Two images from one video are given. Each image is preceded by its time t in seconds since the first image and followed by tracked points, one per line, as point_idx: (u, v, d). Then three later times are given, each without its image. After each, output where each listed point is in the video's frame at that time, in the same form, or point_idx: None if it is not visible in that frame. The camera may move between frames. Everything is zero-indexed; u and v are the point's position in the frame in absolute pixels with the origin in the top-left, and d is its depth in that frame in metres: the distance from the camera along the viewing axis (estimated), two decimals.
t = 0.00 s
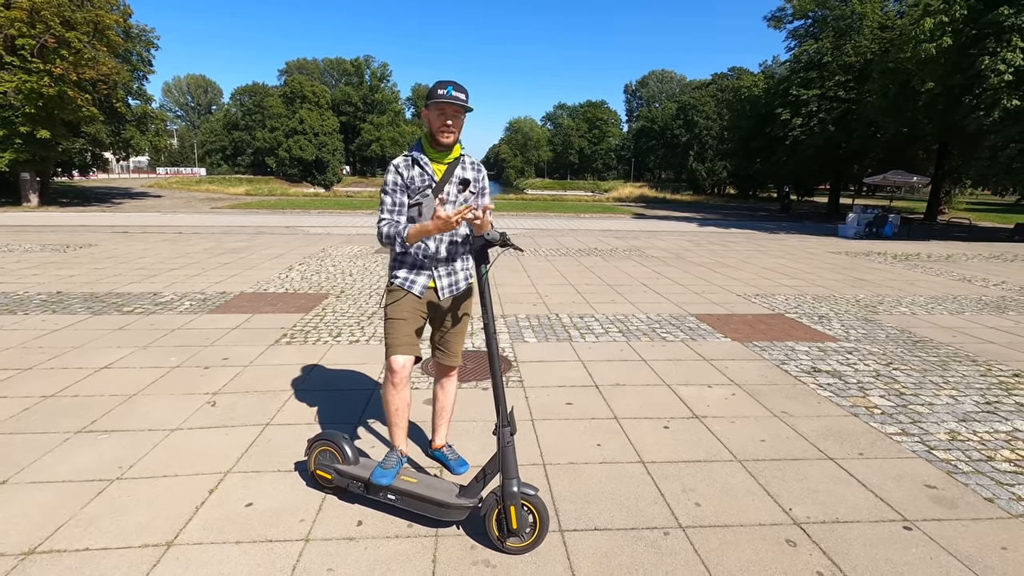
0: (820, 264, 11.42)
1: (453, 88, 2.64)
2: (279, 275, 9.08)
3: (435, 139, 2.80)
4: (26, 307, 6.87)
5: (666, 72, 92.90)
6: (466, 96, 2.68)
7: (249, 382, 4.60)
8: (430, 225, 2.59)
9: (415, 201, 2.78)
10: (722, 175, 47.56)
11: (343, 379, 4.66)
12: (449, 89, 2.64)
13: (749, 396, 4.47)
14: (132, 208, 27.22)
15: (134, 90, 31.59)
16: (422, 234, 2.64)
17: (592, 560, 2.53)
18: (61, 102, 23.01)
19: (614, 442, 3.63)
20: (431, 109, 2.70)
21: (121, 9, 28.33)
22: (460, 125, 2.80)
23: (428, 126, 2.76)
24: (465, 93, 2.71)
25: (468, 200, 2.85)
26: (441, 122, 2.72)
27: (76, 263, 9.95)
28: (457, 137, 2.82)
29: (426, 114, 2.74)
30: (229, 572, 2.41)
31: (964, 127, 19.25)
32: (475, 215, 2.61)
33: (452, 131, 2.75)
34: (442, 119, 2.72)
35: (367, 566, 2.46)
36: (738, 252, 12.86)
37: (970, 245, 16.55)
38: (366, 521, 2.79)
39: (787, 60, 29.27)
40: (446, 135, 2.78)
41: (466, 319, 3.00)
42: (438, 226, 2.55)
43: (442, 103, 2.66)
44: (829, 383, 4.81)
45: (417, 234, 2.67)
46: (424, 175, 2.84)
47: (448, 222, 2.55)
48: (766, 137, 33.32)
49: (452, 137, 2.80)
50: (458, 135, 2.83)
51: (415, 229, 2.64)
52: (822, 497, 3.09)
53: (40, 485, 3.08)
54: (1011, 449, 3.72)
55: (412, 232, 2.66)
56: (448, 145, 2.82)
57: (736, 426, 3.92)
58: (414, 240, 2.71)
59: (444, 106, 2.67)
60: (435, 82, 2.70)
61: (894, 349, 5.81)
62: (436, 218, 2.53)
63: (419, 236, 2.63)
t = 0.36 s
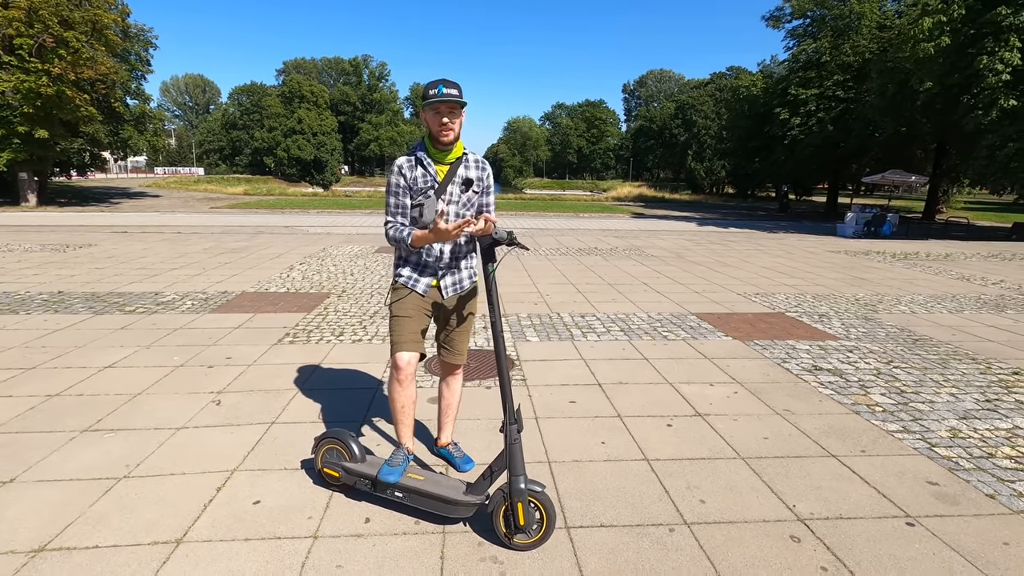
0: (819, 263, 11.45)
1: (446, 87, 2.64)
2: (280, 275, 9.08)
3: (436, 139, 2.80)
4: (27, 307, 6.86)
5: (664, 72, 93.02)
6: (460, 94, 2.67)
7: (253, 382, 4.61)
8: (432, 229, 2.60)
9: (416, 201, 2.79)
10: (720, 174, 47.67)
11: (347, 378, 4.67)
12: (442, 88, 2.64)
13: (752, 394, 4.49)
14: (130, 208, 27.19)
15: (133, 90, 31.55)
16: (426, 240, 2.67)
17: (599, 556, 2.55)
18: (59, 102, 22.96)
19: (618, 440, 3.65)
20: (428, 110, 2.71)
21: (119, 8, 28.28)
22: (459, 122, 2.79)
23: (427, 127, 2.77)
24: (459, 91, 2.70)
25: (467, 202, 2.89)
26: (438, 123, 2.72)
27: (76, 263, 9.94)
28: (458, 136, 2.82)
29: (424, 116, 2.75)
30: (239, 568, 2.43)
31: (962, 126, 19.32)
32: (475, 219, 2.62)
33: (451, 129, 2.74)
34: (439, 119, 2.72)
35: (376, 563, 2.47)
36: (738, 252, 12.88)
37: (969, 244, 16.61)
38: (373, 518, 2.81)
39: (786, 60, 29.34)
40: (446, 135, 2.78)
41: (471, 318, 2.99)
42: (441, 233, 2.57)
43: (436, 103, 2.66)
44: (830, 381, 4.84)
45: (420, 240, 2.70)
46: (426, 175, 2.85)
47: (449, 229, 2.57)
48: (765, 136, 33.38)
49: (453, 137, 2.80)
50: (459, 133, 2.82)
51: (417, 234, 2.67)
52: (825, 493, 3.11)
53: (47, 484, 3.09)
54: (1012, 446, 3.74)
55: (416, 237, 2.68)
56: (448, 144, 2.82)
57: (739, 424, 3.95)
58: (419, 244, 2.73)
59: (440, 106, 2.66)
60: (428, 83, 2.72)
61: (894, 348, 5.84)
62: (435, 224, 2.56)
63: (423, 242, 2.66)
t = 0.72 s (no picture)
0: (820, 262, 11.48)
1: (455, 88, 2.65)
2: (282, 274, 9.09)
3: (444, 139, 2.82)
4: (30, 307, 6.85)
5: (663, 71, 93.08)
6: (469, 94, 2.69)
7: (258, 381, 4.62)
8: (439, 229, 2.62)
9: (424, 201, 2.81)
10: (719, 174, 47.69)
11: (352, 377, 4.70)
12: (451, 88, 2.65)
13: (755, 392, 4.51)
14: (129, 208, 27.17)
15: (131, 90, 31.52)
16: (432, 240, 2.69)
17: (606, 552, 2.57)
18: (57, 102, 22.92)
19: (623, 438, 3.67)
20: (437, 109, 2.72)
21: (117, 8, 28.25)
22: (467, 122, 2.80)
23: (435, 127, 2.79)
24: (468, 91, 2.72)
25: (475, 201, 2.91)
26: (447, 122, 2.74)
27: (77, 263, 9.94)
28: (467, 135, 2.83)
29: (432, 116, 2.77)
30: (250, 566, 2.45)
31: (960, 125, 19.37)
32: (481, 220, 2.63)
33: (460, 130, 2.76)
34: (447, 119, 2.74)
35: (386, 560, 2.49)
36: (738, 251, 12.91)
37: (967, 243, 16.66)
38: (382, 516, 2.83)
39: (784, 59, 29.40)
40: (455, 134, 2.79)
41: (477, 317, 3.01)
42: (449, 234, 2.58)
43: (447, 103, 2.68)
44: (833, 379, 4.86)
45: (427, 240, 2.71)
46: (434, 174, 2.87)
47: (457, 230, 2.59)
48: (763, 136, 33.45)
49: (462, 137, 2.81)
50: (467, 133, 2.83)
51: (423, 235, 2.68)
52: (830, 491, 3.13)
53: (56, 482, 3.11)
54: (1014, 443, 3.77)
55: (424, 238, 2.69)
56: (456, 143, 2.83)
57: (742, 422, 3.97)
58: (427, 244, 2.74)
59: (448, 107, 2.68)
60: (438, 83, 2.73)
61: (895, 347, 5.87)
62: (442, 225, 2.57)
63: (430, 242, 2.68)
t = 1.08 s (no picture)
0: (817, 262, 11.52)
1: (460, 90, 2.66)
2: (281, 275, 9.10)
3: (448, 141, 2.83)
4: (28, 309, 6.85)
5: (661, 72, 93.20)
6: (474, 97, 2.70)
7: (258, 382, 4.63)
8: (441, 231, 2.61)
9: (428, 203, 2.82)
10: (717, 173, 47.37)
11: (353, 378, 4.71)
12: (456, 91, 2.66)
13: (755, 392, 4.53)
14: (126, 209, 27.12)
15: (128, 91, 31.45)
16: (434, 244, 2.69)
17: (608, 551, 2.59)
18: (54, 102, 22.88)
19: (623, 438, 3.69)
20: (441, 111, 2.74)
21: (113, 8, 28.21)
22: (471, 125, 2.81)
23: (439, 129, 2.80)
24: (473, 94, 2.73)
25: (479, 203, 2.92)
26: (450, 125, 2.75)
27: (75, 265, 9.93)
28: (470, 138, 2.84)
29: (437, 117, 2.78)
30: (253, 567, 2.46)
31: (956, 125, 19.45)
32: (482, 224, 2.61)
33: (464, 132, 2.77)
34: (451, 122, 2.75)
35: (388, 560, 2.50)
36: (735, 251, 12.94)
37: (964, 243, 16.73)
38: (384, 515, 2.84)
39: (781, 59, 29.52)
40: (458, 137, 2.81)
41: (478, 317, 3.01)
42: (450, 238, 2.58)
43: (451, 106, 2.69)
44: (831, 378, 4.89)
45: (429, 243, 2.71)
46: (438, 177, 2.88)
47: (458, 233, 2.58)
48: (760, 136, 33.56)
49: (466, 139, 2.83)
50: (470, 135, 2.84)
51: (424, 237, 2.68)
52: (828, 489, 3.16)
53: (58, 484, 3.11)
54: (1010, 441, 3.80)
55: (425, 240, 2.70)
56: (459, 146, 2.85)
57: (741, 421, 3.99)
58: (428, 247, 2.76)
59: (452, 109, 2.69)
60: (444, 85, 2.74)
61: (893, 346, 5.89)
62: (444, 228, 2.56)
63: (430, 246, 2.68)
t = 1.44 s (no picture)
0: (814, 262, 11.58)
1: (466, 89, 2.70)
2: (279, 276, 9.09)
3: (453, 140, 2.85)
4: (26, 310, 6.83)
5: (657, 72, 93.41)
6: (480, 96, 2.73)
7: (258, 382, 4.63)
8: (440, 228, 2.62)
9: (432, 202, 2.85)
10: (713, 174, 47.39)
11: (353, 378, 4.71)
12: (462, 90, 2.70)
13: (754, 390, 4.55)
14: (121, 209, 27.00)
15: (123, 91, 31.33)
16: (434, 242, 2.70)
17: (611, 549, 2.60)
18: (49, 103, 22.77)
19: (624, 436, 3.71)
20: (447, 110, 2.77)
21: (108, 8, 28.10)
22: (477, 125, 2.84)
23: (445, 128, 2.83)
24: (480, 93, 2.76)
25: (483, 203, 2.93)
26: (456, 124, 2.78)
27: (72, 265, 9.89)
28: (475, 138, 2.87)
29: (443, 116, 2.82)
30: (258, 566, 2.46)
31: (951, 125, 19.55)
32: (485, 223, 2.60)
33: (468, 131, 2.79)
34: (457, 122, 2.78)
35: (393, 558, 2.51)
36: (732, 250, 12.98)
37: (959, 242, 16.82)
38: (388, 514, 2.85)
39: (777, 60, 29.64)
40: (463, 136, 2.83)
41: (480, 317, 3.02)
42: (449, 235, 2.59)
43: (457, 105, 2.72)
44: (829, 377, 4.92)
45: (429, 241, 2.73)
46: (442, 177, 2.91)
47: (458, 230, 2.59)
48: (757, 136, 33.68)
49: (471, 139, 2.86)
50: (475, 136, 2.87)
51: (424, 235, 2.70)
52: (829, 486, 3.18)
53: (60, 484, 3.11)
54: (1007, 438, 3.83)
55: (425, 238, 2.72)
56: (464, 146, 2.87)
57: (741, 420, 4.01)
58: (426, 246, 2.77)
59: (458, 107, 2.72)
60: (451, 85, 2.78)
61: (890, 344, 5.93)
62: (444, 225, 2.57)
63: (430, 244, 2.70)
